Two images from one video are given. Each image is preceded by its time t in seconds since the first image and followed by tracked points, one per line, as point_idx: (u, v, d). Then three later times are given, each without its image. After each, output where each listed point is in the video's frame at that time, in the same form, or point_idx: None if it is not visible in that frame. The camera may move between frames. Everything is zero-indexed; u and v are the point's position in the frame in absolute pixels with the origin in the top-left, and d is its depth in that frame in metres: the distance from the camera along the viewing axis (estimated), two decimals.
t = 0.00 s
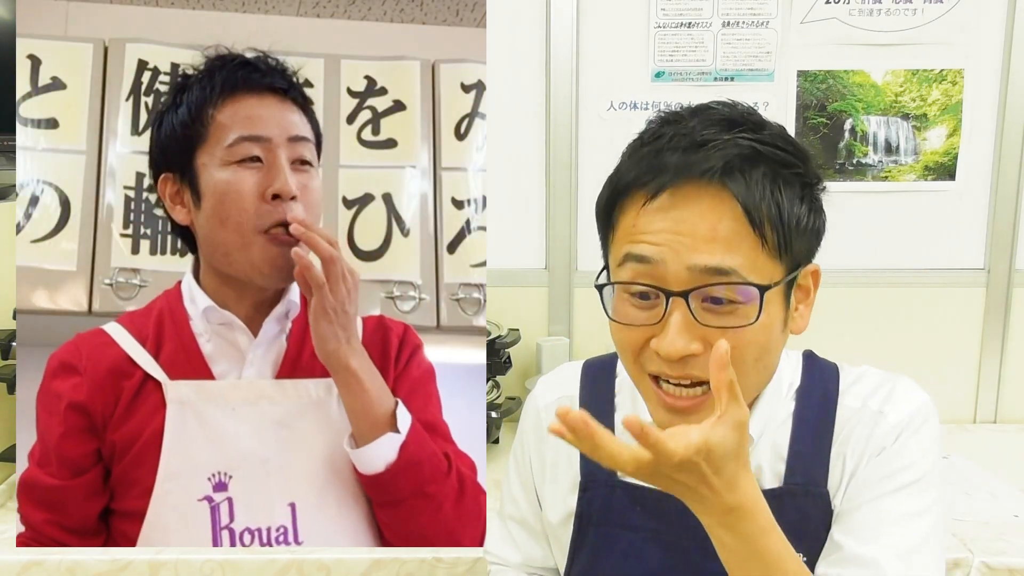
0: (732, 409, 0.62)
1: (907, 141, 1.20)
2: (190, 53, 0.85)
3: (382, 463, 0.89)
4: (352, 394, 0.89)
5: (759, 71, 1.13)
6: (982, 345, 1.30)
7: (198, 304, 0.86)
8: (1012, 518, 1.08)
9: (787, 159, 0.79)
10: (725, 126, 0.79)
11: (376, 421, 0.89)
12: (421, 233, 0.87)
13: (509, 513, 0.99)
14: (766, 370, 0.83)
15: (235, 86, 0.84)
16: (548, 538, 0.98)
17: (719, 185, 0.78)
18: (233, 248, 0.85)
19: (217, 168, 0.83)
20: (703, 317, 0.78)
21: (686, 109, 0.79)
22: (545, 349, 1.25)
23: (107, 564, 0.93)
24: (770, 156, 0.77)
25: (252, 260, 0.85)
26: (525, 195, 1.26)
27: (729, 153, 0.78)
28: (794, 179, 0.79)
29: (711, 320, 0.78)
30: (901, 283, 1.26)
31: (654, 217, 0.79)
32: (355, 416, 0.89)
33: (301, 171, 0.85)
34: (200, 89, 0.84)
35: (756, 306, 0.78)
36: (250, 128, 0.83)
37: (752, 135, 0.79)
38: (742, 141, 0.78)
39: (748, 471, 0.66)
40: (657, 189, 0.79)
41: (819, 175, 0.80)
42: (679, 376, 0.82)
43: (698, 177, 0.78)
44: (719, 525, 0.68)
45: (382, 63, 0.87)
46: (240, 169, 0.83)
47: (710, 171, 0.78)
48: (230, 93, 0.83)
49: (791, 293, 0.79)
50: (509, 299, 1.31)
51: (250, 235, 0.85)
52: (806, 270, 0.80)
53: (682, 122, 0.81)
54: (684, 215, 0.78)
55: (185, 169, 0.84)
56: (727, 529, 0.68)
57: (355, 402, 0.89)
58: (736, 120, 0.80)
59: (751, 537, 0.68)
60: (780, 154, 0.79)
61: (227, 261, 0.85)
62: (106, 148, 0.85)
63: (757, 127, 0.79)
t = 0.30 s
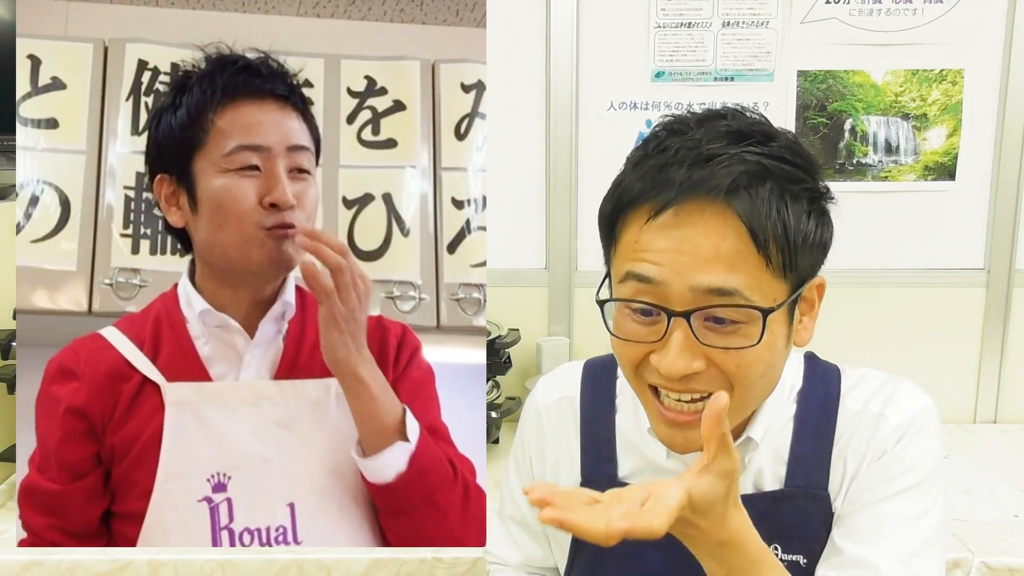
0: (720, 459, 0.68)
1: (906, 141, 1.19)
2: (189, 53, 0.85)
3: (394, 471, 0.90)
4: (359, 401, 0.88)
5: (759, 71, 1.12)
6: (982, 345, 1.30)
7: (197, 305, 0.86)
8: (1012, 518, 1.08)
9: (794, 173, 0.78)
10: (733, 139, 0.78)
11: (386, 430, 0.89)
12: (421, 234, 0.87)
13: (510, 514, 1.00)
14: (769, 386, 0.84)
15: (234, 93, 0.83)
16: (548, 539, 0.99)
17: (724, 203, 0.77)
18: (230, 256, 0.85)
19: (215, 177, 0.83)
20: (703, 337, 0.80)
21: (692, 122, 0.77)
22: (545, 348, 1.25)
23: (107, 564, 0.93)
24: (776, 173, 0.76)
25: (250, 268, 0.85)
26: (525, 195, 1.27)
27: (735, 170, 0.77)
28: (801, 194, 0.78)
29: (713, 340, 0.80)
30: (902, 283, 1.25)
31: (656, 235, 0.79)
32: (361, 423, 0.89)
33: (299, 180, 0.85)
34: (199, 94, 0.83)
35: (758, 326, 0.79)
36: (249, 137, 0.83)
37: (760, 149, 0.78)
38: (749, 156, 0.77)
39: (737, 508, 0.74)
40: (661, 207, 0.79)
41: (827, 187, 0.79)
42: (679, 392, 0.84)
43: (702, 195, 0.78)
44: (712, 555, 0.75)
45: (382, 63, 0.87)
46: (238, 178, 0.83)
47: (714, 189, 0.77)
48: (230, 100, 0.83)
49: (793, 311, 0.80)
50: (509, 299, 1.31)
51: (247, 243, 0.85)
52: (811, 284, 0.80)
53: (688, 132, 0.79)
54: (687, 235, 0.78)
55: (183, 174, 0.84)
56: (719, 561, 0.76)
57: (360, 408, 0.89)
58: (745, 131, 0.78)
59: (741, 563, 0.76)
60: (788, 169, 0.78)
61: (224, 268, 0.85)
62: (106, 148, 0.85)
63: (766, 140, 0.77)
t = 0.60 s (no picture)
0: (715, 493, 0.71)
1: (906, 141, 1.19)
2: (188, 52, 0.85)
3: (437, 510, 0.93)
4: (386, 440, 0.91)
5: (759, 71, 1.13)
6: (982, 345, 1.30)
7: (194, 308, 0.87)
8: (1012, 518, 1.08)
9: (798, 181, 0.77)
10: (734, 144, 0.77)
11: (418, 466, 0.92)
12: (422, 234, 0.87)
13: (511, 513, 1.00)
14: (771, 390, 0.84)
15: (212, 94, 0.84)
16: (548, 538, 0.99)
17: (724, 211, 0.77)
18: (212, 258, 0.85)
19: (194, 179, 0.84)
20: (703, 344, 0.80)
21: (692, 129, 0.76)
22: (545, 348, 1.25)
23: (107, 564, 0.93)
24: (778, 181, 0.75)
25: (232, 269, 0.86)
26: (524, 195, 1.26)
27: (736, 177, 0.76)
28: (804, 202, 0.77)
29: (713, 345, 0.80)
30: (902, 283, 1.25)
31: (657, 243, 0.79)
32: (388, 464, 0.92)
33: (280, 178, 0.85)
34: (178, 97, 0.84)
35: (759, 333, 0.79)
36: (227, 138, 0.84)
37: (762, 155, 0.76)
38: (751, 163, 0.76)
39: (733, 532, 0.75)
40: (662, 215, 0.78)
41: (832, 193, 0.79)
42: (679, 396, 0.85)
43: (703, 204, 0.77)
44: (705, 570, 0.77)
45: (381, 62, 0.87)
46: (218, 178, 0.84)
47: (715, 199, 0.77)
48: (207, 102, 0.84)
49: (794, 318, 0.80)
50: (509, 299, 1.31)
51: (229, 244, 0.85)
52: (816, 287, 0.80)
53: (690, 138, 0.78)
54: (688, 245, 0.77)
55: (165, 178, 0.84)
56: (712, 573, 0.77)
57: (387, 451, 0.91)
58: (748, 139, 0.77)
59: None
60: (791, 177, 0.77)
61: (206, 269, 0.86)
62: (106, 148, 0.85)
63: (769, 147, 0.77)
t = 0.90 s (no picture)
0: (728, 472, 0.62)
1: (906, 141, 1.22)
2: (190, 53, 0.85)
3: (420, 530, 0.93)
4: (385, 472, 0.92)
5: (759, 71, 1.17)
6: (982, 346, 1.29)
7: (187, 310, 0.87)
8: (1012, 518, 1.08)
9: (794, 180, 0.77)
10: (732, 145, 0.78)
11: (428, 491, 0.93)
12: (422, 234, 0.87)
13: (512, 512, 0.99)
14: (774, 387, 0.81)
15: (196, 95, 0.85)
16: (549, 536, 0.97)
17: (725, 209, 0.75)
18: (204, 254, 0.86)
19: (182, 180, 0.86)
20: (706, 344, 0.76)
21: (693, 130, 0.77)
22: (545, 348, 1.25)
23: (107, 564, 0.93)
24: (777, 178, 0.75)
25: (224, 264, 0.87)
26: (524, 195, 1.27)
27: (734, 176, 0.75)
28: (801, 201, 0.77)
29: (716, 344, 0.76)
30: (902, 282, 1.25)
31: (658, 243, 0.76)
32: (388, 495, 0.92)
33: (277, 176, 0.86)
34: (163, 97, 0.85)
35: (762, 330, 0.76)
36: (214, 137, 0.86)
37: (760, 154, 0.76)
38: (750, 162, 0.75)
39: (743, 515, 0.66)
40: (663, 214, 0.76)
41: (827, 191, 0.80)
42: (683, 395, 0.81)
43: (705, 202, 0.74)
44: (714, 561, 0.68)
45: (381, 61, 0.87)
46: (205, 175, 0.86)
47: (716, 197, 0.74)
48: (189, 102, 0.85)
49: (794, 317, 0.78)
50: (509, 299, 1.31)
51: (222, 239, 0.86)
52: (817, 283, 0.80)
53: (689, 142, 0.79)
54: (690, 244, 0.74)
55: (162, 178, 0.86)
56: (723, 566, 0.68)
57: (387, 482, 0.92)
58: (744, 139, 0.78)
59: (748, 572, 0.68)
60: (788, 176, 0.77)
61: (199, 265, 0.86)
62: (107, 148, 0.85)
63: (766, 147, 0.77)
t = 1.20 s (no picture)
0: (728, 461, 0.62)
1: (906, 141, 1.20)
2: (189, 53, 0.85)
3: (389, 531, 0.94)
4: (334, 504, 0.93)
5: (759, 71, 1.10)
6: (982, 346, 1.30)
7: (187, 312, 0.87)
8: (1012, 518, 1.09)
9: (793, 175, 0.77)
10: (728, 143, 0.77)
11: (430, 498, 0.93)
12: (422, 233, 0.87)
13: (513, 512, 0.98)
14: (775, 384, 0.82)
15: (170, 108, 0.85)
16: (552, 534, 0.96)
17: (720, 208, 0.76)
18: (173, 270, 0.86)
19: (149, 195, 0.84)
20: (705, 342, 0.77)
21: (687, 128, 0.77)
22: (545, 349, 1.24)
23: (107, 563, 0.94)
24: (772, 175, 0.75)
25: (195, 280, 0.86)
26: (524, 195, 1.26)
27: (730, 174, 0.76)
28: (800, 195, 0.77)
29: (716, 341, 0.77)
30: (902, 283, 1.25)
31: (655, 244, 0.77)
32: (331, 529, 0.94)
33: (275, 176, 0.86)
34: (137, 111, 0.84)
35: (761, 327, 0.76)
36: (191, 149, 0.85)
37: (756, 152, 0.77)
38: (744, 160, 0.76)
39: (743, 505, 0.66)
40: (659, 216, 0.77)
41: (826, 185, 0.78)
42: (684, 393, 0.82)
43: (701, 203, 0.76)
44: (714, 553, 0.67)
45: (381, 61, 0.87)
46: (189, 181, 0.85)
47: (711, 197, 0.76)
48: (161, 115, 0.84)
49: (794, 312, 0.78)
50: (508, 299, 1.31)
51: (194, 253, 0.86)
52: (818, 278, 0.80)
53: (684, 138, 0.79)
54: (686, 245, 0.76)
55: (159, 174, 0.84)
56: (724, 559, 0.67)
57: (330, 517, 0.93)
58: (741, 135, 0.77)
59: (749, 566, 0.67)
60: (787, 170, 0.77)
61: (168, 281, 0.86)
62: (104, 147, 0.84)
63: (762, 143, 0.77)
